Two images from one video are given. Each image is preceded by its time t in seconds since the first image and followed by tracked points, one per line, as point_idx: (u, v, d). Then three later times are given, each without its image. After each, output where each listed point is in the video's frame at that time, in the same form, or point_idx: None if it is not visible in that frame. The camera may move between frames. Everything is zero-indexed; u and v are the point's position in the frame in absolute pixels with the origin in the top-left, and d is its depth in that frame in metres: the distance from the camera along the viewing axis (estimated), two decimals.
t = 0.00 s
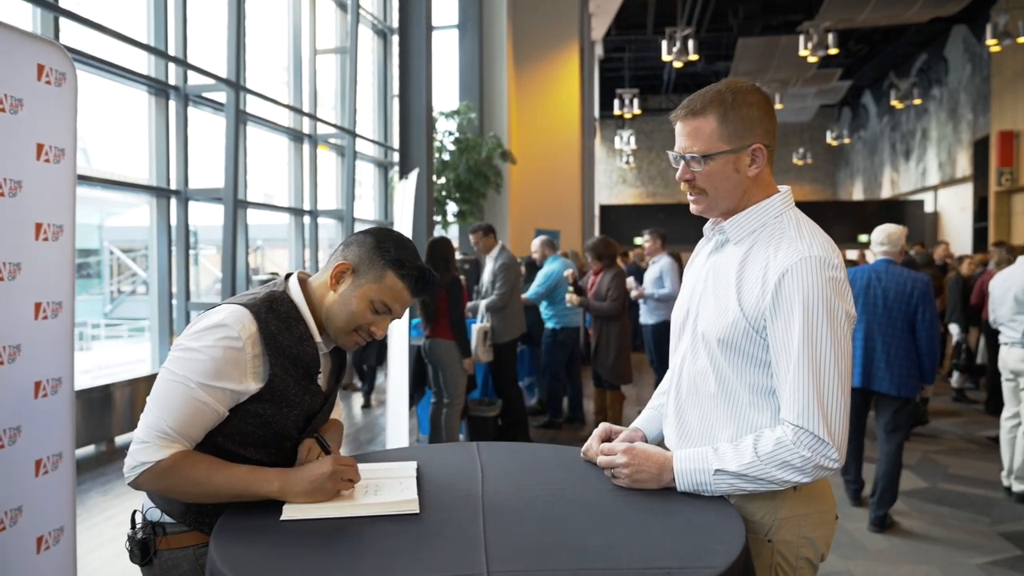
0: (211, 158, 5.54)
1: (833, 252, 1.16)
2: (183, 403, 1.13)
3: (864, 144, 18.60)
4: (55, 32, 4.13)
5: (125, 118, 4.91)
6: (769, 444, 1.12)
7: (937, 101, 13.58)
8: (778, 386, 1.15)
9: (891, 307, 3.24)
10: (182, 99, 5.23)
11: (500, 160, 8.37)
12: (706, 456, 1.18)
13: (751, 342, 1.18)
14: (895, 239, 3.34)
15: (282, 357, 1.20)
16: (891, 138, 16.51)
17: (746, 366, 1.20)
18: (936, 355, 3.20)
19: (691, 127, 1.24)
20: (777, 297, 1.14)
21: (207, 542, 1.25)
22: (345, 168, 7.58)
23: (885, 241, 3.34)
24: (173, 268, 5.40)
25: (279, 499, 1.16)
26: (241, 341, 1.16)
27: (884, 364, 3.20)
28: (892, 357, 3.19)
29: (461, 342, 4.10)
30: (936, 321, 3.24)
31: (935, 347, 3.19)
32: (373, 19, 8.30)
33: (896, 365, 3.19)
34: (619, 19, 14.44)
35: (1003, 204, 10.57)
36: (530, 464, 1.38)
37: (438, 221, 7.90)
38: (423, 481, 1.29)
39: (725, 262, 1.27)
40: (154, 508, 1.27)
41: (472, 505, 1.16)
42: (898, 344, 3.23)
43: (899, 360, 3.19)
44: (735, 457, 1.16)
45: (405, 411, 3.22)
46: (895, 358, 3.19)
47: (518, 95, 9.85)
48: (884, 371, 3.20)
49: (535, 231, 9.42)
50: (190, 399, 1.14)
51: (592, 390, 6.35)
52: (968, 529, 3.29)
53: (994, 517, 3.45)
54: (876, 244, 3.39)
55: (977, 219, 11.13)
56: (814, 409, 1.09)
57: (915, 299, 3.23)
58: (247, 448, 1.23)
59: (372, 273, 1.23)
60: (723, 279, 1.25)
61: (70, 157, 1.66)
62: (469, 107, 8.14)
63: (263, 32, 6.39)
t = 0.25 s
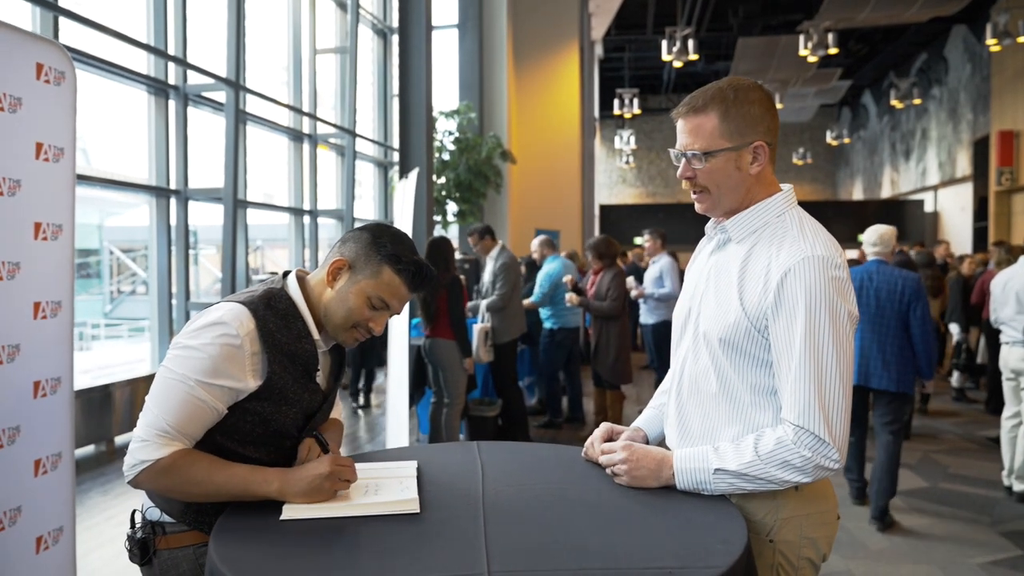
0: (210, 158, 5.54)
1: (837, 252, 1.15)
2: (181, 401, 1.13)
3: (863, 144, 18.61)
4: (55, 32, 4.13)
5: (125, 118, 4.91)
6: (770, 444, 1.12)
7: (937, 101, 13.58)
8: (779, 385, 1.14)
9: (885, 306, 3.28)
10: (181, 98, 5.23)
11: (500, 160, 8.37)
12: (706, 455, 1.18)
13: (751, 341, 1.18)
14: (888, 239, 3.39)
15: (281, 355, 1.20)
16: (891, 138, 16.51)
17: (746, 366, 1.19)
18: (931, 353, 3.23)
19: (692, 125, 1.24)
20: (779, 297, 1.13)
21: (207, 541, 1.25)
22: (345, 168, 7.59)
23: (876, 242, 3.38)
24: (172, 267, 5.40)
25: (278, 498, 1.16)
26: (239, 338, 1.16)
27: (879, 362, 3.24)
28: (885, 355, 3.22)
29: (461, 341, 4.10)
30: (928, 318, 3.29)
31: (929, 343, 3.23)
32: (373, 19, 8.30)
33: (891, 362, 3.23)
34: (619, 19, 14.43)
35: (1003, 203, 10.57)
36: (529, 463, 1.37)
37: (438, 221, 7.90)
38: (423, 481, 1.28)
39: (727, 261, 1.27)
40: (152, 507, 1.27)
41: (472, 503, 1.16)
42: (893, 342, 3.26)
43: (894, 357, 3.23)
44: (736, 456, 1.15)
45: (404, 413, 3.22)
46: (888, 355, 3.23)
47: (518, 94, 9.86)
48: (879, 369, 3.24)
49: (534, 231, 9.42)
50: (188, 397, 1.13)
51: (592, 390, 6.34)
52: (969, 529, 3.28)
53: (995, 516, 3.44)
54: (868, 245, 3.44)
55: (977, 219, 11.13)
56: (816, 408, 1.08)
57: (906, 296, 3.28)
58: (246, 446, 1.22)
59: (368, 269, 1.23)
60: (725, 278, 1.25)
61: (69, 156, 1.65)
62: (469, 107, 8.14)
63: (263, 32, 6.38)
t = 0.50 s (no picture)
0: (210, 159, 5.54)
1: (833, 251, 1.15)
2: (179, 401, 1.13)
3: (863, 144, 18.62)
4: (54, 32, 4.13)
5: (125, 118, 4.91)
6: (768, 444, 1.12)
7: (936, 101, 13.59)
8: (777, 385, 1.14)
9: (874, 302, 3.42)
10: (181, 99, 5.23)
11: (500, 160, 8.36)
12: (704, 456, 1.18)
13: (749, 341, 1.18)
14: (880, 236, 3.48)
15: (279, 354, 1.19)
16: (890, 138, 16.52)
17: (744, 367, 1.19)
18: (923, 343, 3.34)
19: (689, 124, 1.24)
20: (775, 297, 1.13)
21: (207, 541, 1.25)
22: (345, 168, 7.59)
23: (870, 240, 3.48)
24: (172, 268, 5.40)
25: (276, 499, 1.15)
26: (236, 338, 1.16)
27: (874, 356, 3.39)
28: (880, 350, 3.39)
29: (460, 342, 4.09)
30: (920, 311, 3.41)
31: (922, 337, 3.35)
32: (372, 19, 8.30)
33: (885, 356, 3.39)
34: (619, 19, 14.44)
35: (1003, 203, 10.58)
36: (529, 463, 1.37)
37: (438, 221, 7.90)
38: (422, 481, 1.28)
39: (724, 261, 1.27)
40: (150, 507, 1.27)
41: (471, 504, 1.16)
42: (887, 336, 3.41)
43: (887, 350, 3.39)
44: (733, 457, 1.15)
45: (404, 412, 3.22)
46: (883, 351, 3.39)
47: (518, 94, 9.86)
48: (874, 362, 3.40)
49: (534, 231, 9.42)
50: (186, 397, 1.13)
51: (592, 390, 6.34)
52: (969, 529, 3.28)
53: (995, 516, 3.44)
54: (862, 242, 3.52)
55: (976, 219, 11.14)
56: (813, 409, 1.08)
57: (898, 292, 3.40)
58: (246, 447, 1.22)
59: (365, 265, 1.22)
60: (722, 279, 1.25)
61: (68, 157, 1.65)
62: (469, 107, 8.14)
63: (263, 32, 6.38)
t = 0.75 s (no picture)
0: (210, 159, 5.54)
1: (829, 251, 1.15)
2: (177, 402, 1.13)
3: (863, 143, 18.62)
4: (54, 32, 4.13)
5: (125, 119, 4.91)
6: (765, 444, 1.12)
7: (936, 101, 13.59)
8: (774, 386, 1.14)
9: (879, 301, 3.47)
10: (181, 99, 5.24)
11: (500, 160, 8.37)
12: (702, 456, 1.18)
13: (746, 342, 1.18)
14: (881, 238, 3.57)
15: (276, 355, 1.20)
16: (890, 138, 16.52)
17: (742, 367, 1.19)
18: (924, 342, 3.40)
19: (685, 125, 1.24)
20: (772, 297, 1.13)
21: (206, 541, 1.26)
22: (344, 168, 7.59)
23: (873, 241, 3.55)
24: (172, 268, 5.40)
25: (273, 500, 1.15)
26: (233, 339, 1.16)
27: (875, 352, 3.45)
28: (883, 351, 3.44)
29: (459, 342, 4.09)
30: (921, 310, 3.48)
31: (922, 335, 3.41)
32: (372, 19, 8.31)
33: (885, 353, 3.44)
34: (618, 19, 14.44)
35: (1002, 203, 10.58)
36: (528, 463, 1.38)
37: (437, 221, 7.91)
38: (420, 482, 1.28)
39: (721, 262, 1.27)
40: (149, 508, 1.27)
41: (469, 504, 1.16)
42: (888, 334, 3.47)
43: (888, 347, 3.44)
44: (731, 457, 1.15)
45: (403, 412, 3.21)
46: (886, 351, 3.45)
47: (518, 94, 9.86)
48: (875, 358, 3.45)
49: (534, 231, 9.43)
50: (184, 398, 1.13)
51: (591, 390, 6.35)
52: (968, 529, 3.28)
53: (994, 516, 3.44)
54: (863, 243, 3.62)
55: (976, 219, 11.14)
56: (810, 409, 1.08)
57: (899, 291, 3.48)
58: (244, 447, 1.23)
59: (362, 263, 1.23)
60: (720, 280, 1.25)
61: (67, 157, 1.66)
62: (468, 107, 8.15)
63: (263, 32, 6.38)
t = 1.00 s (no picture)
0: (209, 159, 5.53)
1: (829, 251, 1.15)
2: (176, 401, 1.13)
3: (863, 144, 18.62)
4: (54, 32, 4.13)
5: (125, 119, 4.91)
6: (763, 444, 1.12)
7: (936, 101, 13.59)
8: (773, 385, 1.14)
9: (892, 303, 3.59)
10: (181, 99, 5.24)
11: (500, 160, 8.38)
12: (700, 456, 1.18)
13: (745, 341, 1.18)
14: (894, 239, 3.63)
15: (273, 353, 1.20)
16: (890, 138, 16.52)
17: (741, 367, 1.19)
18: (934, 344, 3.53)
19: (685, 125, 1.24)
20: (772, 296, 1.14)
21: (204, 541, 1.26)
22: (344, 168, 7.60)
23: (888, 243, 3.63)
24: (172, 268, 5.41)
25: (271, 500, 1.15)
26: (229, 336, 1.16)
27: (887, 352, 3.57)
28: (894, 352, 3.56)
29: (459, 342, 4.09)
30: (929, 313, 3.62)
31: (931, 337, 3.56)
32: (372, 19, 8.32)
33: (897, 353, 3.57)
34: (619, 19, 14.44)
35: (1002, 203, 10.59)
36: (527, 463, 1.38)
37: (437, 221, 7.91)
38: (420, 481, 1.28)
39: (721, 262, 1.27)
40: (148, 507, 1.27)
41: (468, 504, 1.16)
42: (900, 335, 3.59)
43: (900, 348, 3.57)
44: (729, 456, 1.15)
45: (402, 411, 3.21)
46: (898, 352, 3.57)
47: (518, 94, 9.86)
48: (887, 359, 3.57)
49: (534, 231, 9.44)
50: (182, 397, 1.13)
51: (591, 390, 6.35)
52: (967, 529, 3.28)
53: (993, 516, 3.45)
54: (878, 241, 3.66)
55: (976, 219, 11.14)
56: (808, 408, 1.08)
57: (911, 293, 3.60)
58: (242, 445, 1.23)
59: (355, 259, 1.23)
60: (719, 280, 1.25)
61: (66, 157, 1.66)
62: (468, 107, 8.15)
63: (263, 32, 6.39)
